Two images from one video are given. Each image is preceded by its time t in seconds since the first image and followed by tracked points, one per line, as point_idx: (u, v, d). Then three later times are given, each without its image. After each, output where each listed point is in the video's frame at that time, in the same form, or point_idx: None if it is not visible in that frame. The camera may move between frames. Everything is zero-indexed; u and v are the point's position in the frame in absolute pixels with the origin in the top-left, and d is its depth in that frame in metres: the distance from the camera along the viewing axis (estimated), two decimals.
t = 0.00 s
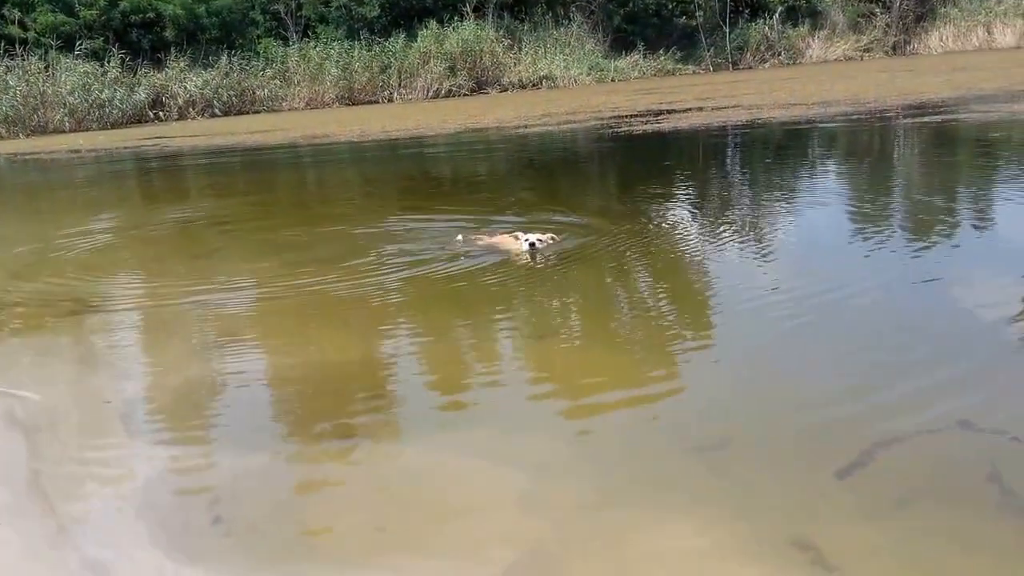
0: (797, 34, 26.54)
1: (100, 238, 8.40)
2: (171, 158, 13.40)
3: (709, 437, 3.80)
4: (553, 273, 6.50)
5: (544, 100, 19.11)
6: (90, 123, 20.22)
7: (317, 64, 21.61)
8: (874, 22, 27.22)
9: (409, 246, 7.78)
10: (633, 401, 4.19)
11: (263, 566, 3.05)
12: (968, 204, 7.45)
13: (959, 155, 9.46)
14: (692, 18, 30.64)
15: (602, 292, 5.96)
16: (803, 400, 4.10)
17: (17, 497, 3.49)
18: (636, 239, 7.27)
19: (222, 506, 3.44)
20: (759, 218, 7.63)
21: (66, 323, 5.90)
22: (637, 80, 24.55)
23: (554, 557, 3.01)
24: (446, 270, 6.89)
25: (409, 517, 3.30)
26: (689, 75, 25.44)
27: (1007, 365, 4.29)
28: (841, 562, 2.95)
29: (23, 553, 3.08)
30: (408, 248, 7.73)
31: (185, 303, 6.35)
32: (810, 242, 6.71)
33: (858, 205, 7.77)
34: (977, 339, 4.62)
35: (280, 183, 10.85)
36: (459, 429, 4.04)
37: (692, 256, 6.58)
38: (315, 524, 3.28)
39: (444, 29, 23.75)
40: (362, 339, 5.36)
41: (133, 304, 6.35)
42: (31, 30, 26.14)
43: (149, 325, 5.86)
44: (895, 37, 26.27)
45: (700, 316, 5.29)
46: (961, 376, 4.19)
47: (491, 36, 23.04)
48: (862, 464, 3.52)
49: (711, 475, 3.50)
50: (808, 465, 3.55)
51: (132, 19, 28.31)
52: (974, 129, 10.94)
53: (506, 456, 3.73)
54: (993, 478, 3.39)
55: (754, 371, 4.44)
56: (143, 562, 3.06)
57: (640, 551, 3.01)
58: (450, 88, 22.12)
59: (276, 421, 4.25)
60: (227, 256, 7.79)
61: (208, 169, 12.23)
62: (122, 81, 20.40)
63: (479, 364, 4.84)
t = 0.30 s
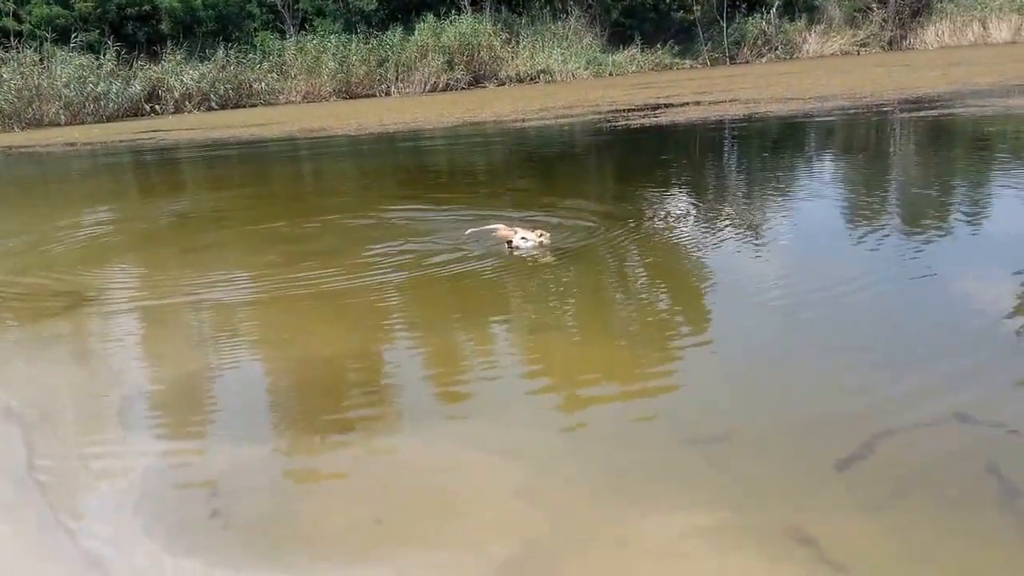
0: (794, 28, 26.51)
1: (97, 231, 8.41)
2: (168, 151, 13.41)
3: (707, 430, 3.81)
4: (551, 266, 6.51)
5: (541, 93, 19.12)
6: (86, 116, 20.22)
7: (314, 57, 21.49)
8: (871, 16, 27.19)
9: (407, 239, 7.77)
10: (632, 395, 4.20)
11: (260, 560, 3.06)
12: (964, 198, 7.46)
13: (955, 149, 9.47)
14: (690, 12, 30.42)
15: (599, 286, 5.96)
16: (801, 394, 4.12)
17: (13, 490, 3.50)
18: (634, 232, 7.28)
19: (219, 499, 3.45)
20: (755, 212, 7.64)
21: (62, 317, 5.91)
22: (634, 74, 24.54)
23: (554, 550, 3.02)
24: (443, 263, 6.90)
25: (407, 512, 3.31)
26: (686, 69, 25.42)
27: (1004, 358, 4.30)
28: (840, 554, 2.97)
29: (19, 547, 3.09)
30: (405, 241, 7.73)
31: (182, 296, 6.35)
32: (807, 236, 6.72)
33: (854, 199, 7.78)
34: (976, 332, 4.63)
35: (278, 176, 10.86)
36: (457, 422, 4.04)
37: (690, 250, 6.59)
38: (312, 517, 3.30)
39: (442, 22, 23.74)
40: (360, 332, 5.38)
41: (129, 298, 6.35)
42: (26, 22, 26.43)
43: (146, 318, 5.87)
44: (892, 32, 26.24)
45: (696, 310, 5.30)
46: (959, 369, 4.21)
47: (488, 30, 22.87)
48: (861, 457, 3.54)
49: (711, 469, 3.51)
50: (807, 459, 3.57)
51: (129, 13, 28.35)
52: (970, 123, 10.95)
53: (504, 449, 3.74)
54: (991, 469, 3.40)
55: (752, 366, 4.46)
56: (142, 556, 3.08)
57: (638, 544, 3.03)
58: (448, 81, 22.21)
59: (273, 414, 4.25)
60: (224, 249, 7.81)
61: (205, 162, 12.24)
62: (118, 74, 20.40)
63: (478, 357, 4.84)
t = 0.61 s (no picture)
0: (804, 24, 26.47)
1: (105, 224, 8.44)
2: (176, 145, 13.44)
3: (719, 423, 3.82)
4: (560, 260, 6.53)
5: (550, 88, 19.12)
6: (93, 110, 20.24)
7: (323, 52, 21.53)
8: (881, 12, 27.15)
9: (416, 233, 7.77)
10: (644, 388, 4.21)
11: (273, 551, 3.08)
12: (972, 193, 7.47)
13: (964, 144, 9.47)
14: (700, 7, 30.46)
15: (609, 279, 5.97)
16: (813, 387, 4.14)
17: (25, 484, 3.52)
18: (644, 226, 7.29)
19: (232, 492, 3.48)
20: (764, 206, 7.65)
21: (72, 310, 5.93)
22: (644, 70, 24.51)
23: (568, 541, 3.04)
24: (451, 256, 6.92)
25: (421, 504, 3.33)
26: (696, 64, 25.39)
27: (1015, 351, 4.32)
28: (858, 544, 2.98)
29: (32, 540, 3.11)
30: (414, 234, 7.74)
31: (190, 289, 6.37)
32: (815, 230, 6.73)
33: (863, 193, 7.79)
34: (985, 326, 4.66)
35: (287, 169, 10.88)
36: (468, 415, 4.06)
37: (699, 244, 6.60)
38: (327, 510, 3.31)
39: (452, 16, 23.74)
40: (370, 324, 5.41)
41: (138, 291, 6.37)
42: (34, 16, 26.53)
43: (154, 311, 5.89)
44: (901, 28, 26.20)
45: (707, 303, 5.31)
46: (972, 363, 4.23)
47: (498, 24, 22.91)
48: (877, 449, 3.56)
49: (724, 461, 3.52)
50: (821, 451, 3.58)
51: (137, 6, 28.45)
52: (980, 119, 10.96)
53: (518, 442, 3.75)
54: (1005, 461, 3.43)
55: (764, 359, 4.47)
56: (154, 550, 3.10)
57: (652, 536, 3.04)
58: (458, 76, 22.13)
59: (283, 407, 4.28)
60: (232, 242, 7.83)
61: (214, 155, 12.27)
62: (125, 68, 20.43)
63: (488, 350, 4.86)
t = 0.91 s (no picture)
0: (819, 22, 26.40)
1: (119, 220, 8.45)
2: (190, 141, 13.46)
3: (734, 420, 3.82)
4: (573, 257, 6.53)
5: (565, 86, 19.11)
6: (107, 106, 20.29)
7: (337, 48, 21.63)
8: (895, 11, 27.08)
9: (429, 230, 7.78)
10: (657, 385, 4.22)
11: (290, 547, 3.09)
12: (987, 191, 7.43)
13: (979, 142, 9.44)
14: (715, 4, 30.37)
15: (622, 277, 5.97)
16: (829, 384, 4.13)
17: (39, 478, 3.54)
18: (657, 224, 7.28)
19: (247, 488, 3.49)
20: (777, 204, 7.63)
21: (85, 306, 5.95)
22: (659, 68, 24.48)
23: (586, 539, 3.04)
24: (463, 253, 6.93)
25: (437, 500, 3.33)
26: (710, 62, 25.34)
27: None
28: (876, 542, 2.98)
29: (49, 536, 3.12)
30: (427, 231, 7.75)
31: (202, 286, 6.39)
32: (829, 228, 6.71)
33: (877, 191, 7.76)
34: (1002, 325, 4.65)
35: (301, 165, 10.89)
36: (482, 411, 4.07)
37: (712, 242, 6.59)
38: (341, 506, 3.32)
39: (466, 13, 23.74)
40: (383, 321, 5.42)
41: (151, 287, 6.39)
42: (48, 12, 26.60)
43: (167, 308, 5.91)
44: (916, 27, 26.13)
45: (721, 301, 5.31)
46: (988, 362, 4.23)
47: (513, 21, 22.83)
48: (894, 446, 3.56)
49: (740, 459, 3.52)
50: (837, 448, 3.57)
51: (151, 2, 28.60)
52: (996, 116, 10.93)
53: (532, 439, 3.76)
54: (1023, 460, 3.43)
55: (778, 356, 4.47)
56: (171, 546, 3.10)
57: (669, 534, 3.04)
58: (472, 73, 22.19)
59: (295, 404, 4.29)
60: (246, 238, 7.84)
61: (228, 151, 12.29)
62: (139, 64, 20.47)
63: (500, 348, 4.87)
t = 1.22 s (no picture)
0: (834, 23, 26.37)
1: (133, 219, 8.47)
2: (204, 140, 13.48)
3: (750, 421, 3.82)
4: (586, 257, 6.52)
5: (580, 86, 19.10)
6: (122, 105, 20.34)
7: (352, 48, 21.62)
8: (911, 11, 27.02)
9: (441, 230, 7.77)
10: (672, 386, 4.21)
11: (306, 544, 3.09)
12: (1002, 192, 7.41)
13: (995, 143, 9.40)
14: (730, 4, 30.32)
15: (636, 277, 5.97)
16: (844, 384, 4.12)
17: (54, 476, 3.55)
18: (671, 224, 7.27)
19: (261, 486, 3.49)
20: (791, 204, 7.61)
21: (98, 304, 5.97)
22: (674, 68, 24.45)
23: (601, 538, 3.04)
24: (476, 253, 6.93)
25: (453, 499, 3.33)
26: (725, 62, 25.31)
27: None
28: (891, 542, 2.98)
29: (63, 534, 3.13)
30: (440, 230, 7.76)
31: (215, 284, 6.40)
32: (844, 228, 6.69)
33: (892, 191, 7.74)
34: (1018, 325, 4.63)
35: (314, 164, 10.90)
36: (496, 411, 4.07)
37: (727, 242, 6.58)
38: (354, 505, 3.33)
39: (481, 13, 23.76)
40: (397, 321, 5.42)
41: (164, 286, 6.40)
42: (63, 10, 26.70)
43: (180, 306, 5.92)
44: (931, 27, 26.07)
45: (735, 300, 5.31)
46: (1003, 362, 4.21)
47: (528, 21, 22.89)
48: (909, 446, 3.55)
49: (758, 458, 3.51)
50: (854, 449, 3.57)
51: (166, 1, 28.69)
52: (1013, 117, 10.89)
53: (548, 440, 3.76)
54: None
55: (794, 355, 4.46)
56: (186, 544, 3.11)
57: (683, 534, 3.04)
58: (487, 72, 22.20)
59: (306, 403, 4.30)
60: (260, 237, 7.85)
61: (242, 150, 12.31)
62: (154, 63, 20.51)
63: (511, 348, 4.86)
